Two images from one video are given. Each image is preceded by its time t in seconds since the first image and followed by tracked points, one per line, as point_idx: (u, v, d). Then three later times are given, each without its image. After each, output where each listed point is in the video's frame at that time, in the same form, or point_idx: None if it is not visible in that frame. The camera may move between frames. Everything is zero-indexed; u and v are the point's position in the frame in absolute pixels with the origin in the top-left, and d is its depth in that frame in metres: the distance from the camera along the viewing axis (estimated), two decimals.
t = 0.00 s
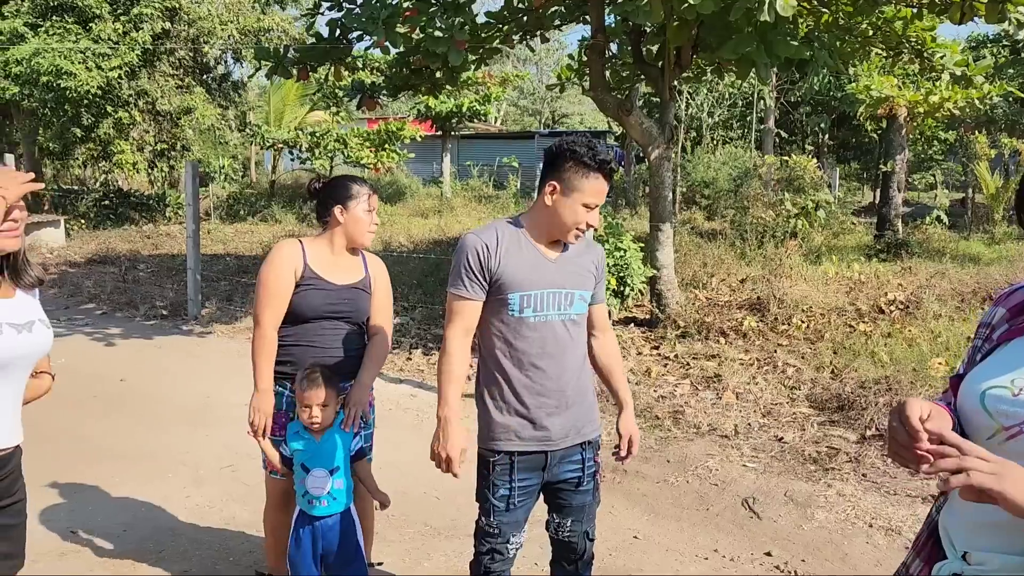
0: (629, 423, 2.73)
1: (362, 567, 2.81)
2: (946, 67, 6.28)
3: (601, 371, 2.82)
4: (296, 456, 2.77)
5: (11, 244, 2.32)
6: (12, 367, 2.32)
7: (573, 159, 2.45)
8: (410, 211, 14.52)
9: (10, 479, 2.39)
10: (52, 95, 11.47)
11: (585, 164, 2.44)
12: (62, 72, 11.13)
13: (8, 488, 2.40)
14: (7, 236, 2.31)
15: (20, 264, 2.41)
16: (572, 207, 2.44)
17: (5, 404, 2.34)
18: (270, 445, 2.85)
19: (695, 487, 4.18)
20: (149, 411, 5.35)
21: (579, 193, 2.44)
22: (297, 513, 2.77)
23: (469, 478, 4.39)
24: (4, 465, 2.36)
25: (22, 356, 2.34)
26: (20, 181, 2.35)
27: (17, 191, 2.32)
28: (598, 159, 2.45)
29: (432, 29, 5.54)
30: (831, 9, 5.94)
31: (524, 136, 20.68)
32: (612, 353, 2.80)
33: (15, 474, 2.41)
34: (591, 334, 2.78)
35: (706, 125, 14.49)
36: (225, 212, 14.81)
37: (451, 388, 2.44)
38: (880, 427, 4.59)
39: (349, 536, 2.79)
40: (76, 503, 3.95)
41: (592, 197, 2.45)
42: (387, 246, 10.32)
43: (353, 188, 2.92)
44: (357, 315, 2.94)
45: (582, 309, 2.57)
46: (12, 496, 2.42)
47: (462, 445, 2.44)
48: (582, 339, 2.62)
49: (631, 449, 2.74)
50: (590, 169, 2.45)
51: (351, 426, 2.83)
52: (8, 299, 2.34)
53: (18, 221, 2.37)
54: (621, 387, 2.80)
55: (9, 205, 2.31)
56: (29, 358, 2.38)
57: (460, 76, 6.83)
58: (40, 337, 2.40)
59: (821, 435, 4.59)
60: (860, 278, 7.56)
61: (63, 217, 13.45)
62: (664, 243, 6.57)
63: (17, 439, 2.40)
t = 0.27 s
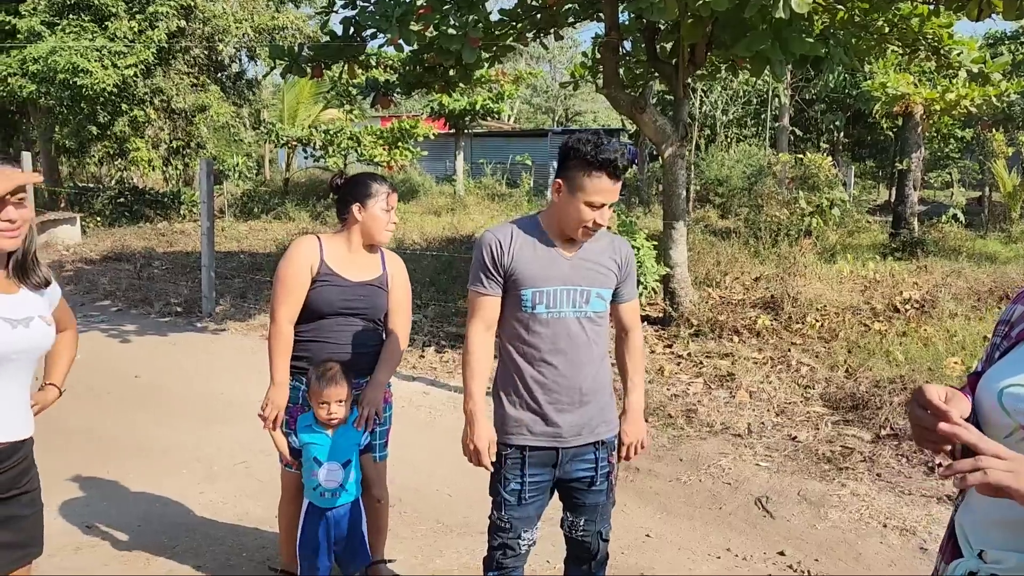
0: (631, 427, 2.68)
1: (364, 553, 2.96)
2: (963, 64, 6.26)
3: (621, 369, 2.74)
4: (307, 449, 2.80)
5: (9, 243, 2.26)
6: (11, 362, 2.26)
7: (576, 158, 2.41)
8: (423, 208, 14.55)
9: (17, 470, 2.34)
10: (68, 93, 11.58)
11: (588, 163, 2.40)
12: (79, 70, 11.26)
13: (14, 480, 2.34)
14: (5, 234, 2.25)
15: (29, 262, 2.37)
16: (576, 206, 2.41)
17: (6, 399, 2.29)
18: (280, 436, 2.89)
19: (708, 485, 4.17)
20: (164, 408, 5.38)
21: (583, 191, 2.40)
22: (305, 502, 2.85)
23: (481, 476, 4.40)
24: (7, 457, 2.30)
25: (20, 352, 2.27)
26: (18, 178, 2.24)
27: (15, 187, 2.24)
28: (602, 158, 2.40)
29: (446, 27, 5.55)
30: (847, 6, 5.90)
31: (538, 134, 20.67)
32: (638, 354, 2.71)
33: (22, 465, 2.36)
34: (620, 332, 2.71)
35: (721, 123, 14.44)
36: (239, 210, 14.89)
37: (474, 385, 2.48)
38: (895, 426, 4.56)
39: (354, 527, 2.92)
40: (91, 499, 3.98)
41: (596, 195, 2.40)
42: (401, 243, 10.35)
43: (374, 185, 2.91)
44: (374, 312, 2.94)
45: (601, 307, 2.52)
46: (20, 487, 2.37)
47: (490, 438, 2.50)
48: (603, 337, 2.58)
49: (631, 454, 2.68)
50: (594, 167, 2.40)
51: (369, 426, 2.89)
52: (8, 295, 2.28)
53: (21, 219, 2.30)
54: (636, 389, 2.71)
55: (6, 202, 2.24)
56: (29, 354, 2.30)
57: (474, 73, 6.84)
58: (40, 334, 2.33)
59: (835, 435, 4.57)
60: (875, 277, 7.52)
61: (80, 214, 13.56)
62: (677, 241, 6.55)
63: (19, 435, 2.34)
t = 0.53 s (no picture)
0: (652, 431, 2.57)
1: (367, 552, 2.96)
2: (977, 60, 6.21)
3: (643, 370, 2.65)
4: (316, 445, 2.81)
5: None
6: (10, 358, 2.22)
7: (583, 157, 2.42)
8: (433, 205, 14.57)
9: (24, 466, 2.32)
10: (81, 90, 11.64)
11: (594, 161, 2.40)
12: (90, 68, 11.32)
13: (22, 476, 2.32)
14: None
15: (30, 258, 2.32)
16: (583, 205, 2.41)
17: (12, 395, 2.26)
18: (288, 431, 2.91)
19: (717, 484, 4.16)
20: (175, 404, 5.41)
21: (590, 189, 2.40)
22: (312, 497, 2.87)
23: (490, 474, 4.41)
24: (11, 454, 2.27)
25: (19, 348, 2.23)
26: None
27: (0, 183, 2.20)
28: (607, 156, 2.39)
29: (456, 25, 5.54)
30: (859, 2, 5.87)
31: (548, 131, 20.65)
32: (659, 355, 2.63)
33: (29, 461, 2.34)
34: (640, 332, 2.64)
35: (732, 120, 14.38)
36: (249, 207, 14.93)
37: (487, 380, 2.50)
38: (906, 426, 4.54)
39: (359, 524, 2.92)
40: (102, 495, 4.01)
41: (603, 193, 2.39)
42: (411, 240, 10.37)
43: (369, 182, 2.86)
44: (380, 309, 2.93)
45: (614, 306, 2.49)
46: (29, 482, 2.35)
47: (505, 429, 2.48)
48: (617, 336, 2.54)
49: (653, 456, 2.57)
50: (600, 165, 2.39)
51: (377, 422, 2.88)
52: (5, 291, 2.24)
53: (9, 216, 2.25)
54: (658, 391, 2.61)
55: None
56: (28, 350, 2.26)
57: (484, 70, 6.83)
58: (39, 330, 2.28)
59: (845, 434, 4.55)
60: (887, 275, 7.47)
61: (92, 210, 13.65)
62: (687, 239, 6.53)
63: (23, 432, 2.30)
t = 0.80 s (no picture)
0: (666, 429, 2.56)
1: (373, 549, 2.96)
2: (987, 58, 6.17)
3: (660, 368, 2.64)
4: (324, 443, 2.82)
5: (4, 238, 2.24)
6: (17, 354, 2.23)
7: (598, 153, 2.42)
8: (440, 203, 14.59)
9: (34, 461, 2.34)
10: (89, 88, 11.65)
11: (609, 157, 2.40)
12: (99, 65, 11.34)
13: (32, 472, 2.33)
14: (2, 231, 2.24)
15: (37, 254, 2.32)
16: (599, 202, 2.41)
17: (21, 392, 2.27)
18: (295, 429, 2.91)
19: (724, 482, 4.16)
20: (183, 401, 5.44)
21: (605, 185, 2.40)
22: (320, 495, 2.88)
23: (497, 471, 4.42)
24: (21, 449, 2.29)
25: (25, 343, 2.24)
26: None
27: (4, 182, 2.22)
28: (622, 152, 2.38)
29: (463, 22, 5.54)
30: None
31: (555, 129, 20.63)
32: (675, 355, 2.62)
33: (39, 457, 2.35)
34: (658, 331, 2.63)
35: (739, 118, 14.35)
36: (257, 205, 14.97)
37: (492, 378, 2.54)
38: (914, 424, 4.53)
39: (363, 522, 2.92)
40: (111, 491, 4.04)
41: (618, 189, 2.39)
42: (417, 238, 10.38)
43: (353, 180, 2.83)
44: (376, 305, 2.91)
45: (628, 303, 2.48)
46: (40, 478, 2.37)
47: (498, 426, 2.51)
48: (631, 335, 2.53)
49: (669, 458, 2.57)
50: (615, 160, 2.39)
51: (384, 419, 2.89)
52: (11, 287, 2.25)
53: (16, 214, 2.27)
54: (674, 392, 2.60)
55: None
56: (36, 345, 2.27)
57: (491, 68, 6.83)
58: (46, 325, 2.29)
59: (853, 432, 4.54)
60: (895, 273, 7.45)
61: (100, 208, 13.71)
62: (695, 237, 6.52)
63: (32, 427, 2.32)
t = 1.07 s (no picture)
0: (671, 427, 2.57)
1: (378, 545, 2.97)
2: (995, 54, 6.15)
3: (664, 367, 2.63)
4: (325, 443, 2.81)
5: (13, 235, 2.24)
6: (23, 348, 2.24)
7: (610, 149, 2.42)
8: (446, 199, 14.60)
9: (41, 455, 2.35)
10: (96, 83, 11.67)
11: (619, 153, 2.40)
12: (106, 61, 11.37)
13: (38, 465, 2.34)
14: (10, 228, 2.23)
15: (41, 250, 2.33)
16: (608, 198, 2.41)
17: (26, 386, 2.29)
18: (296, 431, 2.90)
19: (729, 478, 4.16)
20: (190, 396, 5.47)
21: (615, 182, 2.40)
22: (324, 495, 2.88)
23: (502, 467, 4.43)
24: (27, 443, 2.30)
25: (31, 337, 2.26)
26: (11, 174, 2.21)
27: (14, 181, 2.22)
28: (633, 148, 2.39)
29: (469, 18, 5.54)
30: None
31: (561, 125, 20.62)
32: (681, 352, 2.62)
33: (45, 450, 2.37)
34: (662, 328, 2.63)
35: (746, 113, 14.31)
36: (264, 200, 15.00)
37: (503, 374, 2.53)
38: (920, 421, 4.52)
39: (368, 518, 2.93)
40: (118, 486, 4.07)
41: (629, 186, 2.39)
42: (423, 234, 10.40)
43: (338, 179, 2.79)
44: (368, 302, 2.89)
45: (637, 300, 2.49)
46: (46, 471, 2.38)
47: (514, 422, 2.53)
48: (639, 332, 2.53)
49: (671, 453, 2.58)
50: (626, 156, 2.39)
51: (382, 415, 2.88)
52: (16, 282, 2.26)
53: (26, 213, 2.28)
54: (679, 389, 2.60)
55: (9, 195, 2.23)
56: (42, 339, 2.29)
57: (497, 64, 6.83)
58: (51, 319, 2.31)
59: (858, 429, 4.54)
60: (902, 270, 7.43)
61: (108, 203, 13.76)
62: (701, 233, 6.52)
63: (38, 421, 2.33)
